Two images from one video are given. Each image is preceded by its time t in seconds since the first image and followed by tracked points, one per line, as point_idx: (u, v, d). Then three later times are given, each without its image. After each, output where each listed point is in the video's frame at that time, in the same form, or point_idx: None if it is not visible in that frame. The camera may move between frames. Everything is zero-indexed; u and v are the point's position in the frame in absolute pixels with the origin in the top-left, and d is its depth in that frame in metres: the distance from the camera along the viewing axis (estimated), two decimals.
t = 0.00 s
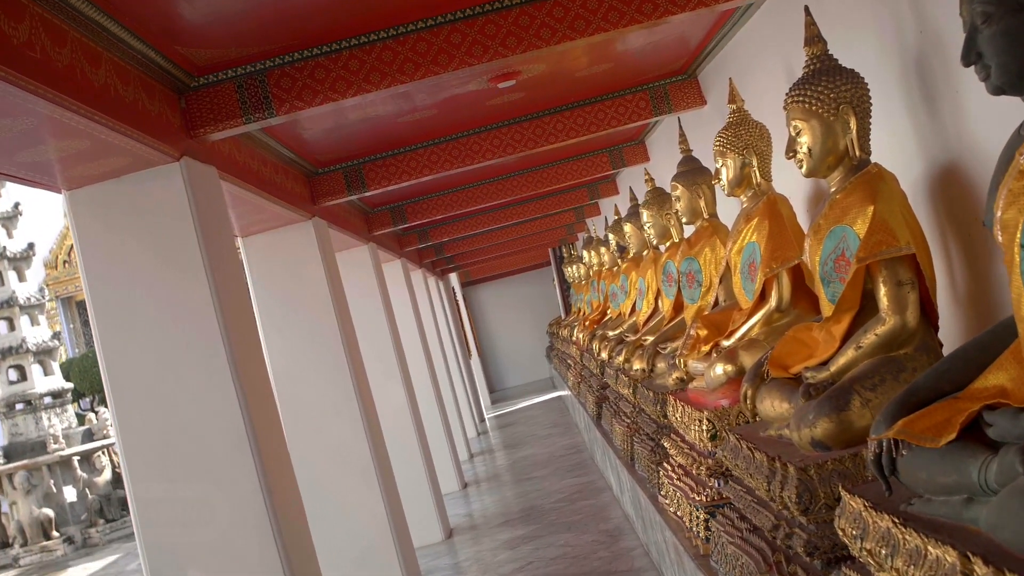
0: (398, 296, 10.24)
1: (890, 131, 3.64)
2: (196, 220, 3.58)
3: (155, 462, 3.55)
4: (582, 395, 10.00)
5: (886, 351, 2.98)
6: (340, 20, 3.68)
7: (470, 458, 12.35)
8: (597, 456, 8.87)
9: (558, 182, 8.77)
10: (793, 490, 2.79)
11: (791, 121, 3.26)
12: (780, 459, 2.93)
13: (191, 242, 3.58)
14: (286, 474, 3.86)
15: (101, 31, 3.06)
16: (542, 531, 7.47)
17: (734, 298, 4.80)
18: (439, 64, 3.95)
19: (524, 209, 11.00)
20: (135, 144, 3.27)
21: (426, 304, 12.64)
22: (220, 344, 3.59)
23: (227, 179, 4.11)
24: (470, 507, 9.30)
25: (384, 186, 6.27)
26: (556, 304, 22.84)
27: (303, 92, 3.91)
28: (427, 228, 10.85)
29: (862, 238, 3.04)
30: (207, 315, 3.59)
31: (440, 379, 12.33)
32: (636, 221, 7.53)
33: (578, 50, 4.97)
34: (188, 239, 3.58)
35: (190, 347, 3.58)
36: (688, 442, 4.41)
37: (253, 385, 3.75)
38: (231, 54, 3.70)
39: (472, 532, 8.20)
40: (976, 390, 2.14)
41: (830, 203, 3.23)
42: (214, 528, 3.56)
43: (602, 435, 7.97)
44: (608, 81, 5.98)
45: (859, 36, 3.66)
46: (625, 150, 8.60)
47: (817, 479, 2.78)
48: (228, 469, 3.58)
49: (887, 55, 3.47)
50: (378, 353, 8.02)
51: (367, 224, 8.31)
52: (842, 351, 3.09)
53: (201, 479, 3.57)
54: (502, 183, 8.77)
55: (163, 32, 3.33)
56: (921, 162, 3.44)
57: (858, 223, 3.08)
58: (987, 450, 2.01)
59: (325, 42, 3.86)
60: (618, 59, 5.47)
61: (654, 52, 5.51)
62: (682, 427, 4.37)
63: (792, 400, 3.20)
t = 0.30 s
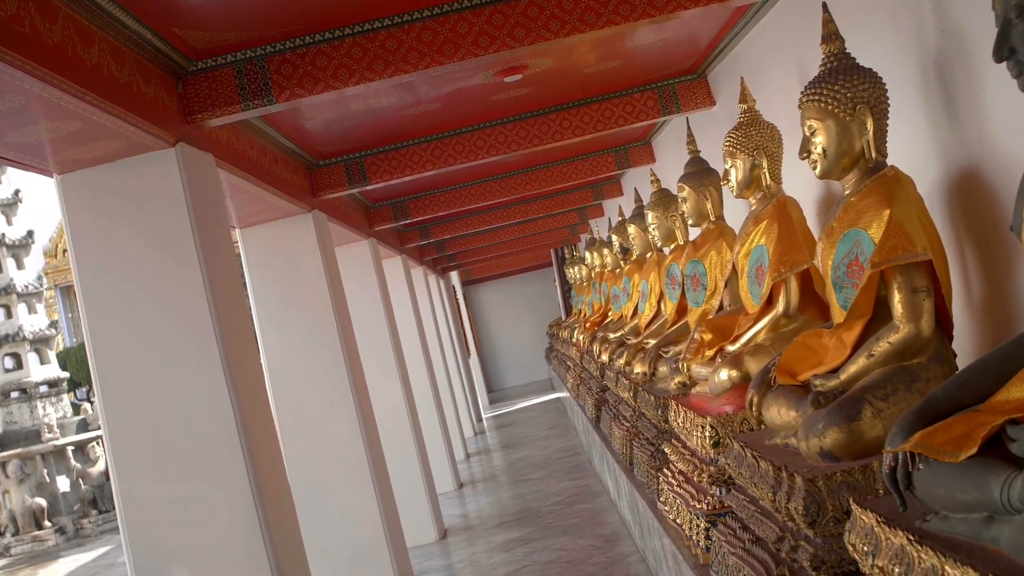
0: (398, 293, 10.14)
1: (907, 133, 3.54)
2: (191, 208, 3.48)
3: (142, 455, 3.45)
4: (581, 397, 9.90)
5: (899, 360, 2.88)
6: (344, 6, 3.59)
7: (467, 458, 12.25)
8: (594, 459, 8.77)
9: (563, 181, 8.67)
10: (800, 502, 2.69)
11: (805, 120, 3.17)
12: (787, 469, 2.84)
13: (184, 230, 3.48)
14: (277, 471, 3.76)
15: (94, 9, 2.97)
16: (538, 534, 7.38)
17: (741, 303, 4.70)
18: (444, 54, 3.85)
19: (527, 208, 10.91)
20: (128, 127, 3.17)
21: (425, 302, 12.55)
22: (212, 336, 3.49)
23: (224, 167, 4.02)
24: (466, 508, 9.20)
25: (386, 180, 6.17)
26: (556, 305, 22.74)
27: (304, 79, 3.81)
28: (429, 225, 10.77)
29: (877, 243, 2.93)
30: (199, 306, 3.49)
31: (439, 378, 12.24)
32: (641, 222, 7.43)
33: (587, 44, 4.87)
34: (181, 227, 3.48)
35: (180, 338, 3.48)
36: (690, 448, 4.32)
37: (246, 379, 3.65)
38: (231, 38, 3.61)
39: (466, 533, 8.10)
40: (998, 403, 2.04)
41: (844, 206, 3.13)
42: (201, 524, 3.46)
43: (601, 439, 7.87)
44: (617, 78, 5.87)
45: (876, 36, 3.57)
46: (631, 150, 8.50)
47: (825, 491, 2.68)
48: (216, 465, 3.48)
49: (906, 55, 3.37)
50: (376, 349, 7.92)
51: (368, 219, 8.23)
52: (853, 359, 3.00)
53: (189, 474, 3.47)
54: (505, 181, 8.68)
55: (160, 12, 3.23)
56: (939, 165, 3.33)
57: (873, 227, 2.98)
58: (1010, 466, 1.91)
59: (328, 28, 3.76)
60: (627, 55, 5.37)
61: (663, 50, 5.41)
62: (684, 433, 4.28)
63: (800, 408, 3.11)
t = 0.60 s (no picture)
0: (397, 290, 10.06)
1: (922, 136, 3.46)
2: (186, 196, 3.39)
3: (130, 448, 3.37)
4: (580, 398, 9.82)
5: (911, 368, 2.80)
6: None
7: (464, 457, 12.16)
8: (592, 462, 8.69)
9: (567, 181, 8.58)
10: (806, 513, 2.60)
11: (819, 119, 3.08)
12: (793, 479, 2.76)
13: (179, 219, 3.39)
14: (269, 468, 3.67)
15: None
16: (534, 536, 7.30)
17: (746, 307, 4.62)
18: (449, 44, 3.76)
19: (530, 207, 10.81)
20: (122, 111, 3.09)
21: (426, 299, 12.46)
22: (205, 327, 3.40)
23: (222, 156, 3.93)
24: (461, 508, 9.11)
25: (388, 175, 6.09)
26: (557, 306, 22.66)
27: (306, 67, 3.73)
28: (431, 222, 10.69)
29: (891, 248, 2.85)
30: (192, 296, 3.40)
31: (437, 376, 12.15)
32: (645, 223, 7.35)
33: (596, 39, 4.78)
34: (176, 215, 3.39)
35: (172, 329, 3.39)
36: (691, 453, 4.24)
37: (239, 371, 3.56)
38: (230, 23, 3.53)
39: (461, 533, 8.02)
40: (1020, 416, 1.95)
41: (857, 209, 3.05)
42: (189, 521, 3.38)
43: (599, 441, 7.79)
44: (624, 76, 5.78)
45: (892, 35, 3.48)
46: (637, 151, 8.42)
47: (832, 502, 2.60)
48: (206, 460, 3.39)
49: (923, 56, 3.29)
50: (374, 346, 7.84)
51: (369, 214, 8.16)
52: (863, 366, 2.92)
53: (179, 468, 3.38)
54: (509, 178, 8.59)
55: None
56: (955, 169, 3.25)
57: (887, 231, 2.90)
58: None
59: (331, 15, 3.67)
60: (636, 52, 5.29)
61: (672, 48, 5.33)
62: (686, 439, 4.20)
63: (807, 416, 3.03)
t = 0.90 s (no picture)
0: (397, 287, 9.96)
1: (941, 141, 3.36)
2: (181, 184, 3.29)
3: (116, 442, 3.27)
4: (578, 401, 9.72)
5: (925, 381, 2.71)
6: None
7: (460, 458, 12.06)
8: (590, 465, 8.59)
9: (571, 181, 8.48)
10: (814, 528, 2.51)
11: (836, 121, 2.98)
12: (800, 492, 2.67)
13: (172, 207, 3.29)
14: (259, 465, 3.58)
15: None
16: (529, 539, 7.19)
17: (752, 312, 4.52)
18: (455, 34, 3.67)
19: (533, 207, 10.71)
20: (116, 93, 2.99)
21: (426, 297, 12.36)
22: (196, 318, 3.30)
23: (220, 144, 3.83)
24: (456, 509, 9.01)
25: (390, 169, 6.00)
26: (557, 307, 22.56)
27: (307, 54, 3.63)
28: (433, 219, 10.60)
29: (908, 255, 2.75)
30: (183, 286, 3.30)
31: (435, 375, 12.05)
32: (649, 226, 7.25)
33: (605, 35, 4.69)
34: (169, 202, 3.29)
35: (162, 320, 3.29)
36: (693, 461, 4.14)
37: (231, 365, 3.46)
38: (230, 7, 3.44)
39: (456, 535, 7.91)
40: None
41: (872, 215, 2.95)
42: (174, 518, 3.28)
43: (597, 445, 7.69)
44: (633, 75, 5.68)
45: (912, 37, 3.38)
46: (643, 152, 8.32)
47: (841, 518, 2.50)
48: (194, 456, 3.29)
49: (944, 59, 3.19)
50: (373, 344, 7.75)
51: (370, 209, 8.07)
52: (876, 377, 2.82)
53: (165, 464, 3.29)
54: (513, 177, 8.50)
55: None
56: (974, 176, 3.15)
57: (904, 238, 2.80)
58: None
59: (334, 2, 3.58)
60: (645, 51, 5.19)
61: (683, 46, 5.23)
62: (688, 446, 4.10)
63: (815, 427, 2.93)
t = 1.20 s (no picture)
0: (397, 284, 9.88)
1: (960, 146, 3.27)
2: (177, 172, 3.20)
3: (103, 435, 3.18)
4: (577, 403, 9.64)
5: (938, 392, 2.62)
6: None
7: (456, 457, 11.97)
8: (587, 468, 8.51)
9: (575, 180, 8.40)
10: (821, 542, 2.42)
11: (852, 122, 2.89)
12: (808, 504, 2.58)
13: (166, 196, 3.20)
14: (251, 463, 3.49)
15: None
16: (525, 542, 7.11)
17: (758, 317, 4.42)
18: (461, 25, 3.58)
19: (536, 207, 10.62)
20: (110, 78, 2.91)
21: (426, 295, 12.27)
22: (189, 311, 3.21)
23: (217, 133, 3.75)
24: (451, 509, 8.92)
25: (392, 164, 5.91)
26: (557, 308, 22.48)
27: (308, 42, 3.54)
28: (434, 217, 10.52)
29: (923, 262, 2.66)
30: (175, 278, 3.21)
31: (433, 374, 11.96)
32: (654, 228, 7.15)
33: (613, 31, 4.60)
34: (163, 190, 3.20)
35: (151, 313, 3.20)
36: (694, 467, 4.05)
37: (223, 360, 3.37)
38: None
39: (451, 536, 7.82)
40: None
41: (887, 219, 2.86)
42: (162, 516, 3.20)
43: (596, 448, 7.61)
44: (641, 74, 5.60)
45: (931, 37, 3.29)
46: (648, 154, 8.24)
47: (850, 532, 2.42)
48: (184, 453, 3.21)
49: (964, 61, 3.11)
50: (371, 341, 7.66)
51: (371, 205, 7.99)
52: (887, 387, 2.73)
53: (153, 460, 3.20)
54: (516, 175, 8.41)
55: None
56: (993, 182, 3.06)
57: (920, 244, 2.71)
58: None
59: None
60: (654, 49, 5.11)
61: (692, 45, 5.15)
62: (690, 453, 4.00)
63: (823, 437, 2.84)
